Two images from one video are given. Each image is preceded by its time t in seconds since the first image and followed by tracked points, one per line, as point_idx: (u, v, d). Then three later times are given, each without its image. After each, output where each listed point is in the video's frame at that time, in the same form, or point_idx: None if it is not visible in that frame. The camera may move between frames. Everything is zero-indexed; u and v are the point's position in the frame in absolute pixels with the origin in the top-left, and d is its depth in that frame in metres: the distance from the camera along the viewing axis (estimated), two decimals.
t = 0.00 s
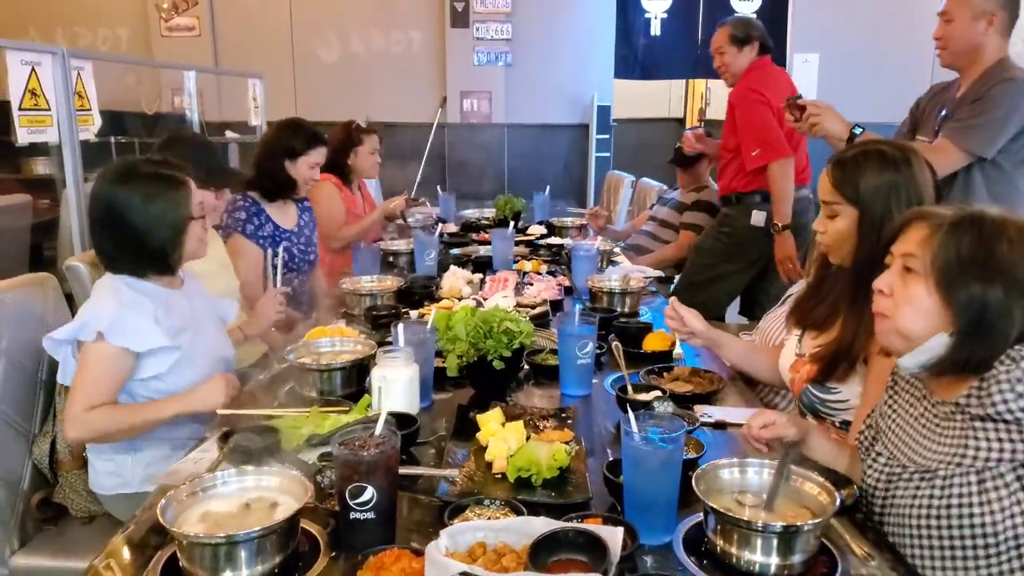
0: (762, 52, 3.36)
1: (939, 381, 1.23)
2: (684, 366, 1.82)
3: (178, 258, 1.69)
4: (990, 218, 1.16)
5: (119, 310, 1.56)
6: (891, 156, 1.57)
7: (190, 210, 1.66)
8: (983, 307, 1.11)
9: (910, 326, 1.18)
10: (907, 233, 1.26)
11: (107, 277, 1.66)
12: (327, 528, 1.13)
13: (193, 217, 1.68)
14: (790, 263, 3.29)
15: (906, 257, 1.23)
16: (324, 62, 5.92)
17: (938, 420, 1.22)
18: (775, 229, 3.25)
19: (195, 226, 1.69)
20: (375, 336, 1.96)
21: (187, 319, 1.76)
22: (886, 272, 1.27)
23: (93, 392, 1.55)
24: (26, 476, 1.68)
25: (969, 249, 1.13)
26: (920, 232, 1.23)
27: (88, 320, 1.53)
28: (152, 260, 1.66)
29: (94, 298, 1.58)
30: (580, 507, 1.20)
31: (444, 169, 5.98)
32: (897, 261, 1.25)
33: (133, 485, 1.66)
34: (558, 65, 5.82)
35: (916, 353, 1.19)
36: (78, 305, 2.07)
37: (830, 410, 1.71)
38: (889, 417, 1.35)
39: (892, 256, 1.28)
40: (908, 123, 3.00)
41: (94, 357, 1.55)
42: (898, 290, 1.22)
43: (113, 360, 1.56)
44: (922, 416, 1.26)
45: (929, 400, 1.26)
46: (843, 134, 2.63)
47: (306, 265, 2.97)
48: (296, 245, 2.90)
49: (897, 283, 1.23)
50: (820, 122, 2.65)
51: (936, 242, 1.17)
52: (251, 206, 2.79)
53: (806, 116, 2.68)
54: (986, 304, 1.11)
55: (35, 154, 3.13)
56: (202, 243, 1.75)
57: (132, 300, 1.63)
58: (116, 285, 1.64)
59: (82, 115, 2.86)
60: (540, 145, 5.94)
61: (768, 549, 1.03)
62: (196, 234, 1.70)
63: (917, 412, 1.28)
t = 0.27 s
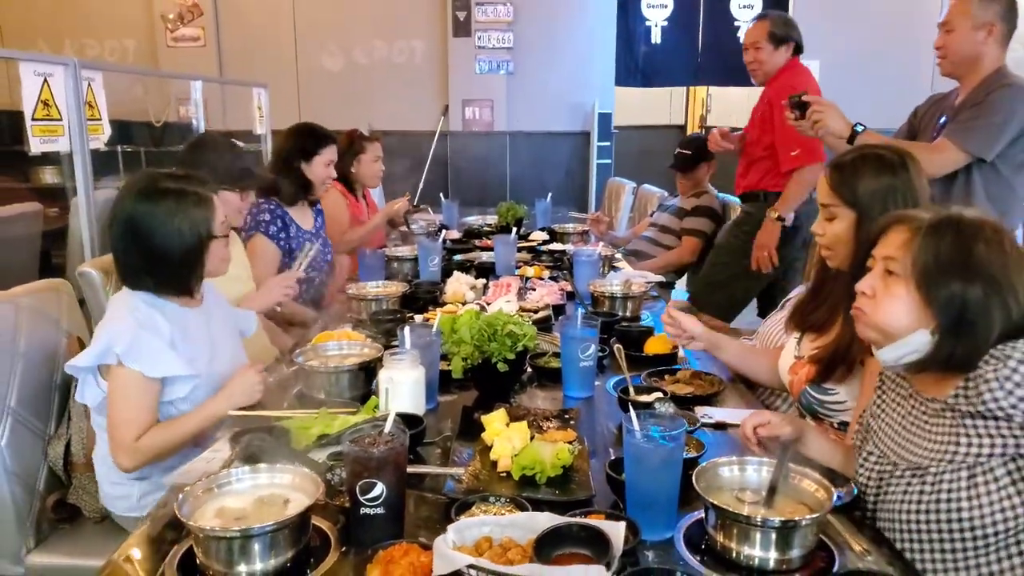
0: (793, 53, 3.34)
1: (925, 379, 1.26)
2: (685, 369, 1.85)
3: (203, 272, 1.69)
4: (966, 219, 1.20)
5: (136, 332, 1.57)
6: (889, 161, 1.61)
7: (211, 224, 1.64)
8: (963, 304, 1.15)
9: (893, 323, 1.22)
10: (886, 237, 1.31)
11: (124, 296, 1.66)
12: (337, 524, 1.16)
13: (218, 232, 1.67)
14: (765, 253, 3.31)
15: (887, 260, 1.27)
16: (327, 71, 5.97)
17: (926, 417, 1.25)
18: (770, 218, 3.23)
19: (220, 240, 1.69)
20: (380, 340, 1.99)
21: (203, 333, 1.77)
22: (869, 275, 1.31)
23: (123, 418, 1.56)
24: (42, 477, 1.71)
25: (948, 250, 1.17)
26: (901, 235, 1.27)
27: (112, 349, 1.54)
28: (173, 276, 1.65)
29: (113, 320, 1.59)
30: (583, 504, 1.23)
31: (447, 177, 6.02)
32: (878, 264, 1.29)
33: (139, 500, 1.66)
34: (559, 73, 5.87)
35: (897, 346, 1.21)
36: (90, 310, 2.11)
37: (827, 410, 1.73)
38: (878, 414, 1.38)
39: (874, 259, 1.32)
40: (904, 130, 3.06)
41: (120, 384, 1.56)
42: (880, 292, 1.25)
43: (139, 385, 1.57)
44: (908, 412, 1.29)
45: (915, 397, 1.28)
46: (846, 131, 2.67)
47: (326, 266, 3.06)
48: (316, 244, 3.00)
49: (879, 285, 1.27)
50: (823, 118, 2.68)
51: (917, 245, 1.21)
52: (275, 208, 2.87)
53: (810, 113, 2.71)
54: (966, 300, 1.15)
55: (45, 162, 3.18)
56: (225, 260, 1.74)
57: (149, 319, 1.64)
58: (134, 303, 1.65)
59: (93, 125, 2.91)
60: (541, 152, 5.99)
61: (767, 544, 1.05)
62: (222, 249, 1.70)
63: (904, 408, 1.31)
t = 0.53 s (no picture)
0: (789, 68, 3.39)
1: (917, 375, 1.30)
2: (683, 375, 1.88)
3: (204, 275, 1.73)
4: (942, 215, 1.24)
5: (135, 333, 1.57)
6: (878, 169, 1.67)
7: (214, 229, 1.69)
8: (947, 299, 1.19)
9: (882, 323, 1.26)
10: (868, 238, 1.36)
11: (124, 300, 1.67)
12: (342, 526, 1.19)
13: (218, 241, 1.72)
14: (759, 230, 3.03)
15: (871, 259, 1.32)
16: (328, 82, 6.03)
17: (919, 414, 1.28)
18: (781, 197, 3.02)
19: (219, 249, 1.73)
20: (382, 347, 2.03)
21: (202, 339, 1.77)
22: (855, 276, 1.35)
23: (123, 421, 1.55)
24: (49, 483, 1.74)
25: (929, 247, 1.21)
26: (883, 237, 1.33)
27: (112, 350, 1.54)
28: (170, 279, 1.69)
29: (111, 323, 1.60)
30: (582, 506, 1.26)
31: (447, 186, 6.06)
32: (863, 264, 1.34)
33: (143, 527, 1.68)
34: (559, 83, 5.93)
35: (888, 346, 1.26)
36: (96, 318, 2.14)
37: (821, 415, 1.74)
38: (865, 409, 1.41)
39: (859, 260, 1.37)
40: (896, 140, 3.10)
41: (119, 387, 1.56)
42: (866, 292, 1.30)
43: (139, 389, 1.57)
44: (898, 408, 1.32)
45: (905, 394, 1.31)
46: (840, 135, 2.71)
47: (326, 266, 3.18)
48: (317, 250, 3.06)
49: (865, 286, 1.31)
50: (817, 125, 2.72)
51: (898, 244, 1.25)
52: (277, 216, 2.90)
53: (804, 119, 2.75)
54: (949, 296, 1.19)
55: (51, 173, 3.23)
56: (223, 268, 1.78)
57: (148, 322, 1.65)
58: (133, 307, 1.65)
59: (98, 136, 2.96)
60: (541, 162, 6.03)
61: (760, 542, 1.08)
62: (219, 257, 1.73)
63: (893, 404, 1.33)
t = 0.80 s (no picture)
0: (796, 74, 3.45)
1: (927, 375, 1.32)
2: (682, 375, 1.91)
3: (187, 284, 1.74)
4: (958, 217, 1.27)
5: (121, 338, 1.59)
6: (870, 173, 1.69)
7: (207, 241, 1.71)
8: (961, 296, 1.22)
9: (896, 325, 1.27)
10: (881, 238, 1.36)
11: (114, 306, 1.69)
12: (346, 521, 1.22)
13: (207, 251, 1.72)
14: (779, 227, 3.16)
15: (885, 259, 1.32)
16: (329, 86, 6.07)
17: (933, 412, 1.30)
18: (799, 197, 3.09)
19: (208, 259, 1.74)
20: (385, 348, 2.06)
21: (193, 342, 1.79)
22: (867, 274, 1.35)
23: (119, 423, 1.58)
24: (58, 482, 1.77)
25: (945, 249, 1.23)
26: (900, 237, 1.32)
27: (102, 353, 1.56)
28: (160, 285, 1.72)
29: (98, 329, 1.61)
30: (581, 501, 1.29)
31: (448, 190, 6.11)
32: (875, 263, 1.34)
33: (150, 522, 1.71)
34: (559, 88, 5.97)
35: (901, 347, 1.28)
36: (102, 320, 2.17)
37: (816, 414, 1.78)
38: (871, 411, 1.42)
39: (870, 260, 1.37)
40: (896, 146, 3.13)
41: (113, 388, 1.58)
42: (880, 291, 1.30)
43: (132, 390, 1.59)
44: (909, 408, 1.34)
45: (915, 394, 1.33)
46: (826, 144, 2.77)
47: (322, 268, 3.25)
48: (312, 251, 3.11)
49: (879, 285, 1.31)
50: (805, 133, 2.78)
51: (915, 244, 1.27)
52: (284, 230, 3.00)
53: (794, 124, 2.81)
54: (963, 295, 1.22)
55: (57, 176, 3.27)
56: (212, 277, 1.80)
57: (136, 326, 1.66)
58: (121, 312, 1.67)
59: (102, 140, 3.00)
60: (542, 165, 6.08)
61: (754, 535, 1.10)
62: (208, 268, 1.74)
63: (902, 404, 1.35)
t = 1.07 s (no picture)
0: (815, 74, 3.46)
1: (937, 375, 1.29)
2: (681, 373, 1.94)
3: (182, 278, 1.78)
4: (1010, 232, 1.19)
5: (130, 323, 1.64)
6: (862, 172, 1.69)
7: (201, 238, 1.74)
8: (1007, 310, 1.14)
9: (931, 330, 1.20)
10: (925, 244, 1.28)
11: (121, 299, 1.74)
12: (352, 514, 1.25)
13: (202, 248, 1.75)
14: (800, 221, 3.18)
15: (926, 266, 1.24)
16: (331, 88, 6.11)
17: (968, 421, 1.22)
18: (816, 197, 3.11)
19: (203, 257, 1.76)
20: (389, 346, 2.09)
21: (199, 334, 1.83)
22: (905, 280, 1.28)
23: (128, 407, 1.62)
24: (69, 477, 1.81)
25: (994, 263, 1.15)
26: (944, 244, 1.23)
27: (111, 337, 1.61)
28: (159, 278, 1.76)
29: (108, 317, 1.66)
30: (581, 494, 1.32)
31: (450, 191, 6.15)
32: (916, 270, 1.27)
33: (160, 511, 1.75)
34: (559, 89, 6.01)
35: (932, 354, 1.21)
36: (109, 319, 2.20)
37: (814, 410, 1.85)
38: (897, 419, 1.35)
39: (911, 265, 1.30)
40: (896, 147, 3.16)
41: (122, 373, 1.62)
42: (916, 297, 1.24)
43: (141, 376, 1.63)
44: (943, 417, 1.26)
45: (949, 402, 1.26)
46: (817, 151, 2.81)
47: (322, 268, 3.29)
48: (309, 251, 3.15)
49: (915, 291, 1.25)
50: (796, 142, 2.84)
51: (960, 254, 1.19)
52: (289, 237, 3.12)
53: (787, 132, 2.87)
54: (1011, 306, 1.14)
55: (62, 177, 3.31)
56: (209, 274, 1.81)
57: (143, 314, 1.71)
58: (128, 304, 1.72)
59: (107, 142, 3.03)
60: (544, 166, 6.11)
61: (750, 526, 1.13)
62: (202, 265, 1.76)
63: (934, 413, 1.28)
